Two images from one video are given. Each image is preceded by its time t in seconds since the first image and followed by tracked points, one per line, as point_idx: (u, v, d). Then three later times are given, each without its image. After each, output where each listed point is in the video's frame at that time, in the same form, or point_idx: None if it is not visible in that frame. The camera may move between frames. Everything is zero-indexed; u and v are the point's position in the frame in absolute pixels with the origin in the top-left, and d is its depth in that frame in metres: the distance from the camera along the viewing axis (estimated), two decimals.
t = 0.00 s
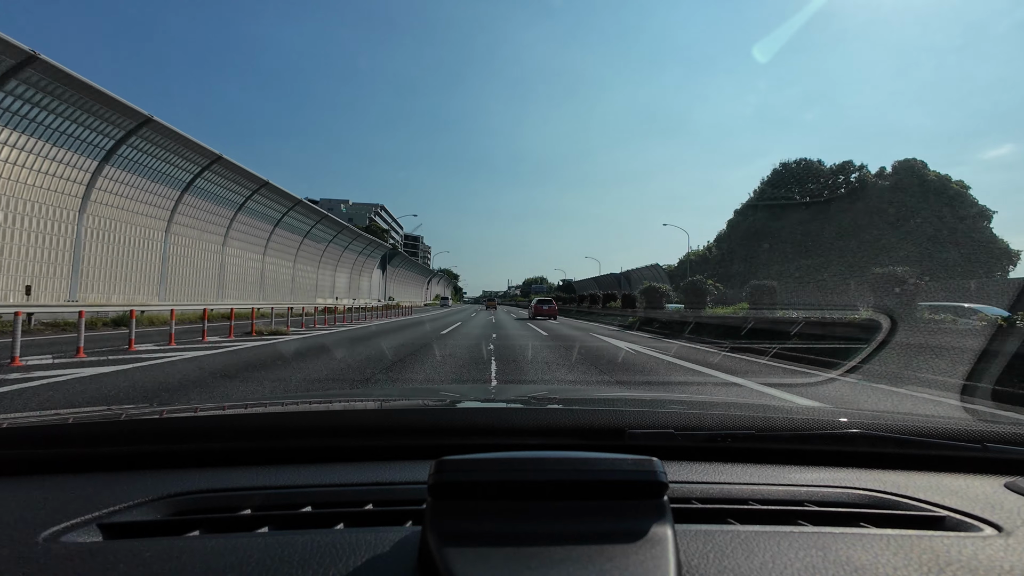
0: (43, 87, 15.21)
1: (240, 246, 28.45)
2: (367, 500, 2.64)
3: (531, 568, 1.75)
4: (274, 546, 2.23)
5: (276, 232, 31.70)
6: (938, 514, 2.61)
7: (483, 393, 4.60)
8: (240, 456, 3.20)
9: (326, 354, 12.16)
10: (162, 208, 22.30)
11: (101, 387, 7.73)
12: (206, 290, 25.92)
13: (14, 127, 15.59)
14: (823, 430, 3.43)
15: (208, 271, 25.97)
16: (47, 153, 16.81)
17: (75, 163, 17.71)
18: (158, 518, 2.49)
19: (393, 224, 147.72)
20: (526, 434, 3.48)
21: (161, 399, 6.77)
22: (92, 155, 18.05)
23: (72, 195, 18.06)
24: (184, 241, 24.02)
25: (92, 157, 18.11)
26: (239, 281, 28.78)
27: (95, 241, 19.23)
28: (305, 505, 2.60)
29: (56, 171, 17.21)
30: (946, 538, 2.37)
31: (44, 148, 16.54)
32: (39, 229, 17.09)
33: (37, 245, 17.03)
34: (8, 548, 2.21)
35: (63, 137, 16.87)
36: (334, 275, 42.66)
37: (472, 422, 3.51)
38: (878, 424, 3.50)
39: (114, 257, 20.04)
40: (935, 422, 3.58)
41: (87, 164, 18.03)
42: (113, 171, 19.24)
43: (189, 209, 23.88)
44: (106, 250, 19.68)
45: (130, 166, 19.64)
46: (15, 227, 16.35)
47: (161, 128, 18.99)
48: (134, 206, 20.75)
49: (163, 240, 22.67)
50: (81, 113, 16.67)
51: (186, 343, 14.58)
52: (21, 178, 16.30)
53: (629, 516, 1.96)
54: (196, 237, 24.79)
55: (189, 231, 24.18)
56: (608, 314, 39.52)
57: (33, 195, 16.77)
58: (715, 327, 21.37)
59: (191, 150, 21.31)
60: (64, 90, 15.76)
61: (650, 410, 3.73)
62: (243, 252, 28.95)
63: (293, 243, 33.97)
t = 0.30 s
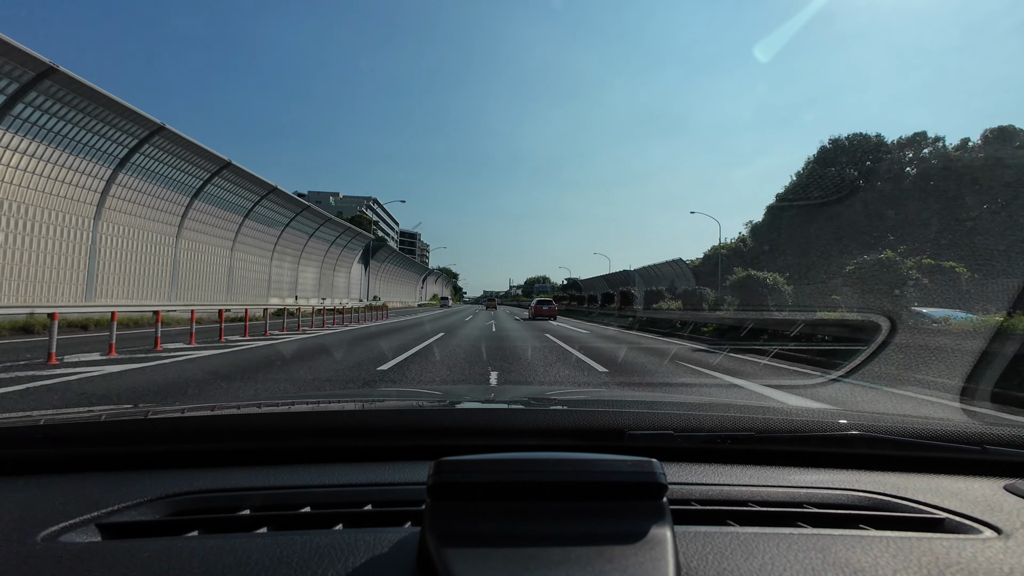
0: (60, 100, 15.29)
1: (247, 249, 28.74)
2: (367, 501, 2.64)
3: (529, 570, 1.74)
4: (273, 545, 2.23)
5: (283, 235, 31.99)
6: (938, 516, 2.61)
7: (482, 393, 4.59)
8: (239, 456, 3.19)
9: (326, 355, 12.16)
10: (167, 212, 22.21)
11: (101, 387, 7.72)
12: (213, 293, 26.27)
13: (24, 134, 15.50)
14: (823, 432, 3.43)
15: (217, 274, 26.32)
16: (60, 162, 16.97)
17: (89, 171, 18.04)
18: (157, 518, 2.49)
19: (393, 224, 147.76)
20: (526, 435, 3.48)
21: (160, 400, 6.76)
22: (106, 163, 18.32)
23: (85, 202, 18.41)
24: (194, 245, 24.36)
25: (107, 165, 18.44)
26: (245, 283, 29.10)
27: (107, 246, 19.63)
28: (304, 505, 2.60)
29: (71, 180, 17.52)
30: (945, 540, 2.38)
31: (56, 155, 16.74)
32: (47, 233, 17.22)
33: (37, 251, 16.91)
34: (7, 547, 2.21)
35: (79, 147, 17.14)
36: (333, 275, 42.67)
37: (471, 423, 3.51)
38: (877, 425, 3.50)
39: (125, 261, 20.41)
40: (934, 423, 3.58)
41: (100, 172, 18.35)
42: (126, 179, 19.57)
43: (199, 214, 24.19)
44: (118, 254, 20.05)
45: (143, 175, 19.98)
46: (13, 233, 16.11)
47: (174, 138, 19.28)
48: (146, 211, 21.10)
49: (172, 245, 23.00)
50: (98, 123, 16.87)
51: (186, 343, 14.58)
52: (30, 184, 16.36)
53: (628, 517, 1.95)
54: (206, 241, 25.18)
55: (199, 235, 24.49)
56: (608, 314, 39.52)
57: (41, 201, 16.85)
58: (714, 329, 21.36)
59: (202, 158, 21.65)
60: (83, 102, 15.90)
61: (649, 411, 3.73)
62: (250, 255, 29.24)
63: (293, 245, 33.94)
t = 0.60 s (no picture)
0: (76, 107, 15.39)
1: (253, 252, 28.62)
2: (367, 501, 2.64)
3: (529, 571, 1.74)
4: (274, 546, 2.23)
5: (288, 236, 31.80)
6: (938, 516, 2.61)
7: (483, 395, 4.58)
8: (240, 457, 3.20)
9: (326, 356, 12.17)
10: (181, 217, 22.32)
11: (103, 387, 7.74)
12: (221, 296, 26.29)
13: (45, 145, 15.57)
14: (823, 432, 3.43)
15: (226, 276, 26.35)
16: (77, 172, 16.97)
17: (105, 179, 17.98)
18: (158, 519, 2.49)
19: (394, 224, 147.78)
20: (526, 435, 3.48)
21: (161, 400, 6.77)
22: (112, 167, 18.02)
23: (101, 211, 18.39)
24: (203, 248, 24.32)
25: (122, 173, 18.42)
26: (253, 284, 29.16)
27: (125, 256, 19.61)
28: (304, 505, 2.60)
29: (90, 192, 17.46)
30: (946, 540, 2.37)
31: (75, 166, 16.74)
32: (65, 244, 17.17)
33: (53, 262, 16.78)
34: (7, 548, 2.21)
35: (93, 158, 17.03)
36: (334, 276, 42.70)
37: (471, 423, 3.50)
38: (878, 426, 3.50)
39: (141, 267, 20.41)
40: (935, 423, 3.57)
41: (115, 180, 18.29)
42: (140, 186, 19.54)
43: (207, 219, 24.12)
44: (132, 261, 19.92)
45: (155, 180, 19.94)
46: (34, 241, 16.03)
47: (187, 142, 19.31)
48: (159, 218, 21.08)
49: (183, 250, 22.91)
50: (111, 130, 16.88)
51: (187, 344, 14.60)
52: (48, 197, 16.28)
53: (628, 518, 1.95)
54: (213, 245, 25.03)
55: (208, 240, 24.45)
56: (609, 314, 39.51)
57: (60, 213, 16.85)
58: (715, 329, 21.37)
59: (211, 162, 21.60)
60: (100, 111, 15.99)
61: (650, 412, 3.73)
62: (255, 257, 29.02)
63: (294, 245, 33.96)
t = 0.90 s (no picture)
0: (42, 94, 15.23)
1: (233, 245, 28.39)
2: (368, 502, 2.64)
3: (531, 570, 1.74)
4: (276, 546, 2.24)
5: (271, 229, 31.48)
6: (939, 514, 2.61)
7: (483, 394, 4.57)
8: (242, 458, 3.20)
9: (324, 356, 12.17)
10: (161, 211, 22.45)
11: (102, 389, 7.73)
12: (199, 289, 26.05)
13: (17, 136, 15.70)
14: (826, 432, 3.42)
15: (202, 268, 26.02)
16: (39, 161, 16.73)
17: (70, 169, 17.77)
18: (157, 520, 2.49)
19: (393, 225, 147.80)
20: (527, 435, 3.48)
21: (161, 402, 6.75)
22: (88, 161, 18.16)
23: (67, 200, 18.15)
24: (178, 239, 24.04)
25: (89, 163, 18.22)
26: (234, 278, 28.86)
27: (88, 246, 19.34)
28: (305, 506, 2.60)
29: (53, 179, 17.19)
30: (946, 538, 2.37)
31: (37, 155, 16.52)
32: (27, 233, 16.91)
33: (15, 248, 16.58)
34: (7, 550, 2.21)
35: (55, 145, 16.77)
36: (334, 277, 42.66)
37: (473, 423, 3.50)
38: (880, 425, 3.50)
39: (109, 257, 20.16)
40: (938, 422, 3.56)
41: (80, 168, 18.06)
42: (107, 175, 19.29)
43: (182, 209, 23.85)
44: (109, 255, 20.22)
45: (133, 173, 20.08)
46: None
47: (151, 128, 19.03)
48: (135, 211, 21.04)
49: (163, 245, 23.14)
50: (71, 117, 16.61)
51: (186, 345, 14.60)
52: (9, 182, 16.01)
53: (629, 517, 1.95)
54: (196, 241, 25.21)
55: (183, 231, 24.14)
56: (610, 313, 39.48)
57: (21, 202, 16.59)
58: (715, 327, 21.34)
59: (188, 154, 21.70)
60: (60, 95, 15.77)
61: (650, 411, 3.73)
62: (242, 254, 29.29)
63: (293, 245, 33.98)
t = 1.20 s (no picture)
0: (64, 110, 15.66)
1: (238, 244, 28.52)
2: (368, 503, 2.64)
3: (532, 572, 1.74)
4: (275, 548, 2.23)
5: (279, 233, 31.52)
6: (940, 516, 2.60)
7: (483, 395, 4.57)
8: (241, 459, 3.20)
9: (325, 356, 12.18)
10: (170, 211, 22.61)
11: (101, 389, 7.71)
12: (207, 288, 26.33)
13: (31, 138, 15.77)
14: (825, 433, 3.42)
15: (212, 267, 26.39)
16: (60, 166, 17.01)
17: (85, 170, 17.86)
18: (157, 522, 2.48)
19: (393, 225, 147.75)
20: (527, 437, 3.48)
21: (160, 402, 6.73)
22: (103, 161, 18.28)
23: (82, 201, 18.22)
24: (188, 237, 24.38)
25: (103, 163, 18.33)
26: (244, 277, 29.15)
27: (104, 246, 19.44)
28: (305, 507, 2.60)
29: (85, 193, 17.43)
30: (946, 539, 2.37)
31: (59, 159, 16.79)
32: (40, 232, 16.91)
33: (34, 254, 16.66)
34: (7, 552, 2.21)
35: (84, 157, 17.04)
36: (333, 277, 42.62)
37: (472, 424, 3.50)
38: (879, 425, 3.49)
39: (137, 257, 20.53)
40: (937, 423, 3.56)
41: (103, 173, 18.54)
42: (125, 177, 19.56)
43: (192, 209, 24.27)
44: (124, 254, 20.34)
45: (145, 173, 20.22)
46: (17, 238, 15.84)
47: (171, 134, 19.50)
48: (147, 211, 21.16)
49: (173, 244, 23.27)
50: (90, 120, 16.88)
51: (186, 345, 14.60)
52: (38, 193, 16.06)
53: (628, 518, 1.95)
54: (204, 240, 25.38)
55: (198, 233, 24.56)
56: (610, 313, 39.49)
57: (41, 204, 16.78)
58: (715, 328, 21.34)
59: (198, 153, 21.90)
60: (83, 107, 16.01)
61: (648, 412, 3.73)
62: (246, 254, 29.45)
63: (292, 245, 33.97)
